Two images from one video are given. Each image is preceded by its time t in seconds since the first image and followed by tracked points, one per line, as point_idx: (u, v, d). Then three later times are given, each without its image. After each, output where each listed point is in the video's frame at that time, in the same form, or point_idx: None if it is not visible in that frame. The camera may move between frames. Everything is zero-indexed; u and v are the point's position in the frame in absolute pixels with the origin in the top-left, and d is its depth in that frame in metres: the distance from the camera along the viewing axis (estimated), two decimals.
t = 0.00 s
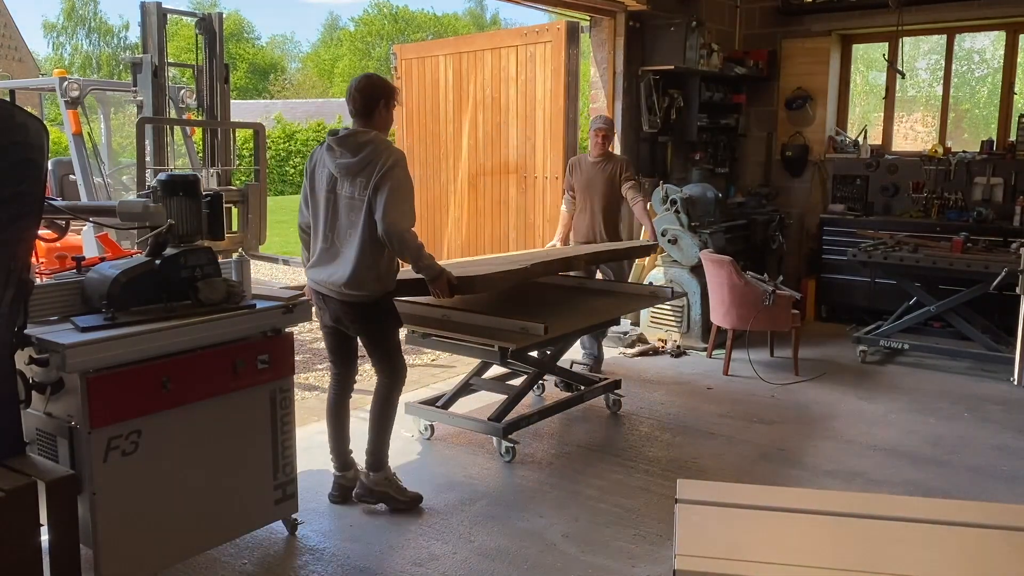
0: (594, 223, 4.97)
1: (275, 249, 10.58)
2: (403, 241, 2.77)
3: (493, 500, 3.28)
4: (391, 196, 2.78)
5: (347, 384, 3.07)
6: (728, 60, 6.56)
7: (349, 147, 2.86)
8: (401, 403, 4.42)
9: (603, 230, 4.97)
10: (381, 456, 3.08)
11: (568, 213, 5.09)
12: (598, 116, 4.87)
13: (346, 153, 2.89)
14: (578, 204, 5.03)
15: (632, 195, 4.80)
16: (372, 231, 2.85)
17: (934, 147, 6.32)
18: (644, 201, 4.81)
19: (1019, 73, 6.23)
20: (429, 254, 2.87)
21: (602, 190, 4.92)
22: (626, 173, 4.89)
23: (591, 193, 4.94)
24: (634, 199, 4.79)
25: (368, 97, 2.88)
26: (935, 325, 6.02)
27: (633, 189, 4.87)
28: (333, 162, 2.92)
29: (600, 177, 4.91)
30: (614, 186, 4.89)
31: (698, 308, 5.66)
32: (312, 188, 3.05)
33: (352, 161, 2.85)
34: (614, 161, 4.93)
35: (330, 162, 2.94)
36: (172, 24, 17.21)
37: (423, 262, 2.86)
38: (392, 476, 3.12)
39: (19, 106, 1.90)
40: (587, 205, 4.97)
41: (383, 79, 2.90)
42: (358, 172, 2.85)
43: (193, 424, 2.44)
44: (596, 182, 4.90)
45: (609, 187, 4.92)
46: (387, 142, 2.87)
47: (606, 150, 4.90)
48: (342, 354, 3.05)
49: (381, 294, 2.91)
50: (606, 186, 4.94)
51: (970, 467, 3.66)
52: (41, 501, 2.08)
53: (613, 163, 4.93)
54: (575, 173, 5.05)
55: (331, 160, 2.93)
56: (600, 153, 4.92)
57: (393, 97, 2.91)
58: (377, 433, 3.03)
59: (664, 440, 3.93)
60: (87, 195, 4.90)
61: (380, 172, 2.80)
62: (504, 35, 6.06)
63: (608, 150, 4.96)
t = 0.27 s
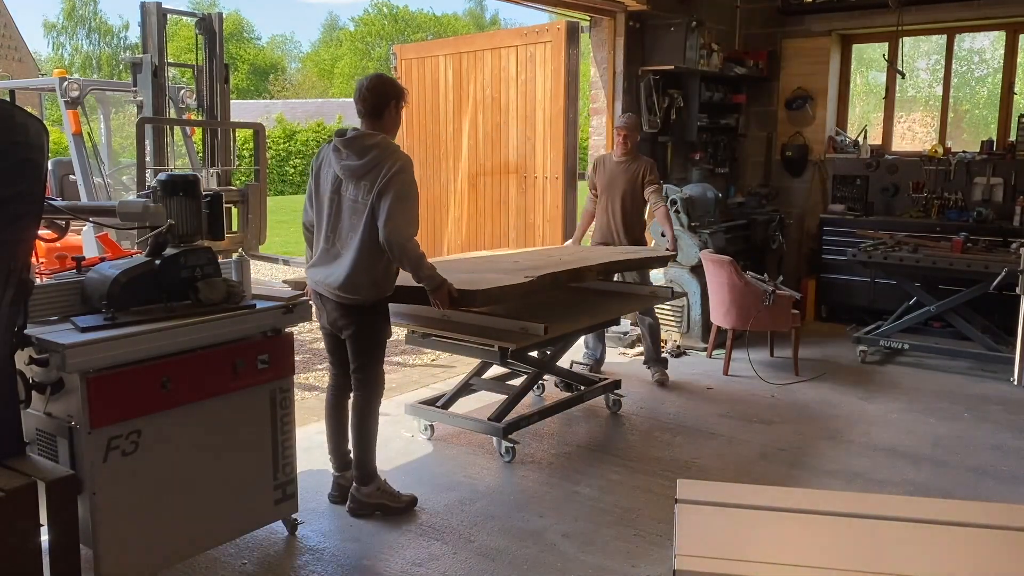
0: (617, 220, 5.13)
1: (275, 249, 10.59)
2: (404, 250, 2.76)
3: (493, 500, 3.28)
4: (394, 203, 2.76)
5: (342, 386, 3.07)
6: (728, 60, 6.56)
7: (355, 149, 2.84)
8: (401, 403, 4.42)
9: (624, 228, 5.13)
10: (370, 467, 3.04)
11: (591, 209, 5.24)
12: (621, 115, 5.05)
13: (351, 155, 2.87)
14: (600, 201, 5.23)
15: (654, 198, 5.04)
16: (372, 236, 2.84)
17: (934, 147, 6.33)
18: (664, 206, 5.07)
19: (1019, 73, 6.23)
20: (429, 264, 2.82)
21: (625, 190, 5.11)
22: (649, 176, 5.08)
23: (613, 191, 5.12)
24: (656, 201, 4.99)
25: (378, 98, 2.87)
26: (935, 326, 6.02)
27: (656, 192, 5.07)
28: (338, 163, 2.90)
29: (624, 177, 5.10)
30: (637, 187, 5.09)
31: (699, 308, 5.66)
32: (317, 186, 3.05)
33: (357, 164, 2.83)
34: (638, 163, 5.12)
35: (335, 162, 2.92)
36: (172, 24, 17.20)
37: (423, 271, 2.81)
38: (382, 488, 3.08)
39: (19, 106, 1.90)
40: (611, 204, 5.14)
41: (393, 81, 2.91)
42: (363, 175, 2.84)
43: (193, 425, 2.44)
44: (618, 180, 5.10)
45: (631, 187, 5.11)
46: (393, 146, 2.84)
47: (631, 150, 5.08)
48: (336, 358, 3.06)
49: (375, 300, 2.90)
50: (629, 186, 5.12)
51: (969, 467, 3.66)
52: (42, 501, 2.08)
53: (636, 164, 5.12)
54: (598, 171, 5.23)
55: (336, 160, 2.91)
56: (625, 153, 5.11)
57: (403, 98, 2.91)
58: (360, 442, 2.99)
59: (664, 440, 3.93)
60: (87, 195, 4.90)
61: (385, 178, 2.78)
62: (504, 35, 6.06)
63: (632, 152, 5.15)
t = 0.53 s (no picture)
0: (640, 227, 4.88)
1: (275, 249, 10.59)
2: (394, 258, 2.72)
3: (493, 500, 3.28)
4: (386, 208, 2.72)
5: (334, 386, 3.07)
6: (728, 60, 6.55)
7: (353, 152, 2.82)
8: (401, 403, 4.42)
9: (645, 235, 4.88)
10: (367, 469, 3.04)
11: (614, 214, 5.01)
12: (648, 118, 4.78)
13: (349, 157, 2.84)
14: (623, 205, 4.96)
15: (679, 207, 4.73)
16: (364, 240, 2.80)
17: (934, 147, 6.33)
18: (690, 216, 4.76)
19: (1019, 73, 6.23)
20: (418, 272, 2.76)
21: (647, 195, 4.83)
22: (675, 181, 4.80)
23: (636, 197, 4.86)
24: (680, 211, 4.71)
25: (379, 100, 2.84)
26: (935, 325, 6.02)
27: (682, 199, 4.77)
28: (336, 164, 2.88)
29: (648, 181, 4.83)
30: (662, 192, 4.81)
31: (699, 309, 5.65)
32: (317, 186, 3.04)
33: (353, 167, 2.81)
34: (664, 167, 4.83)
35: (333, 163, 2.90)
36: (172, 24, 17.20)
37: (415, 279, 2.76)
38: (382, 488, 3.09)
39: (20, 106, 1.90)
40: (633, 209, 4.89)
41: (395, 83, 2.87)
42: (359, 178, 2.81)
43: (193, 425, 2.44)
44: (641, 184, 4.83)
45: (654, 192, 4.84)
46: (390, 151, 2.80)
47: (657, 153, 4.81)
48: (330, 356, 3.07)
49: (363, 302, 2.87)
50: (653, 191, 4.84)
51: (970, 467, 3.66)
52: (42, 501, 2.08)
53: (662, 169, 4.83)
54: (623, 173, 4.98)
55: (335, 162, 2.89)
56: (650, 156, 4.84)
57: (403, 99, 2.88)
58: (354, 444, 2.99)
59: (664, 440, 3.93)
60: (87, 194, 4.90)
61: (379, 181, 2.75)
62: (504, 35, 6.06)
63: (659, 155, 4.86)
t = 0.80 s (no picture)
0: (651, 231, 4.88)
1: (275, 249, 10.59)
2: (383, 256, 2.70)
3: (493, 500, 3.28)
4: (376, 205, 2.72)
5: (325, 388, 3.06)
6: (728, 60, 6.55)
7: (344, 150, 2.82)
8: (401, 403, 4.42)
9: (656, 239, 4.87)
10: (365, 468, 3.04)
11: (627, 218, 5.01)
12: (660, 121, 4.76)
13: (340, 155, 2.84)
14: (635, 211, 4.95)
15: (691, 212, 4.72)
16: (353, 238, 2.79)
17: (934, 147, 6.33)
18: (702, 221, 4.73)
19: (1019, 73, 6.23)
20: (404, 278, 2.71)
21: (659, 200, 4.83)
22: (687, 186, 4.78)
23: (648, 201, 4.86)
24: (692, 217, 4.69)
25: (368, 101, 2.84)
26: (935, 325, 6.02)
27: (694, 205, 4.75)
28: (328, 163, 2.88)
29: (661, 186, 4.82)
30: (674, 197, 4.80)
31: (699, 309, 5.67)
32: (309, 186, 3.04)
33: (344, 165, 2.81)
34: (677, 172, 4.82)
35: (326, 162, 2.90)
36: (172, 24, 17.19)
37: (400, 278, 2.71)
38: (381, 487, 3.08)
39: (19, 106, 1.90)
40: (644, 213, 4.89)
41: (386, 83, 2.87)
42: (349, 176, 2.80)
43: (193, 425, 2.44)
44: (653, 189, 4.83)
45: (666, 196, 4.83)
46: (381, 149, 2.80)
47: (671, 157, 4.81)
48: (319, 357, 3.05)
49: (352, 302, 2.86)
50: (665, 195, 4.83)
51: (969, 467, 3.66)
52: (42, 501, 2.08)
53: (675, 173, 4.82)
54: (636, 178, 4.98)
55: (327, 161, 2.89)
56: (664, 160, 4.83)
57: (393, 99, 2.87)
58: (350, 444, 2.99)
59: (664, 440, 3.93)
60: (87, 194, 4.90)
61: (368, 177, 2.74)
62: (504, 35, 6.06)
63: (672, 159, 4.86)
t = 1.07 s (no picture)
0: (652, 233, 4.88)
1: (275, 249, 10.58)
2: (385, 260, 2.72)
3: (493, 500, 3.28)
4: (377, 205, 2.73)
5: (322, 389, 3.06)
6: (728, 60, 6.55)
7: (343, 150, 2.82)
8: (401, 403, 4.42)
9: (658, 240, 4.87)
10: (364, 468, 3.04)
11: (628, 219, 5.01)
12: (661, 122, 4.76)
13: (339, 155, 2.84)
14: (636, 211, 4.95)
15: (692, 213, 4.72)
16: (349, 238, 2.80)
17: (934, 147, 6.33)
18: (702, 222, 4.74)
19: (1019, 73, 6.23)
20: (405, 288, 2.72)
21: (660, 201, 4.83)
22: (687, 187, 4.78)
23: (650, 203, 4.86)
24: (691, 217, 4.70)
25: (357, 108, 2.85)
26: (935, 325, 6.02)
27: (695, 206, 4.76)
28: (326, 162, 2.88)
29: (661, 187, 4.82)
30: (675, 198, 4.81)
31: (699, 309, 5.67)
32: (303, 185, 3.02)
33: (342, 165, 2.80)
34: (677, 172, 4.83)
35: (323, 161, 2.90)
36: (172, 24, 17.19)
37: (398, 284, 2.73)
38: (381, 487, 3.09)
39: (19, 106, 1.90)
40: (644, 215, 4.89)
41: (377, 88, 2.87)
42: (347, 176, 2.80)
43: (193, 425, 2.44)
44: (654, 190, 4.83)
45: (667, 197, 4.83)
46: (378, 151, 2.81)
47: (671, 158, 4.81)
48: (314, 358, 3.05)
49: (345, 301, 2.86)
50: (666, 195, 4.83)
51: (969, 467, 3.66)
52: (42, 501, 2.08)
53: (675, 174, 4.82)
54: (636, 179, 4.98)
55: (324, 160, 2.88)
56: (665, 161, 4.83)
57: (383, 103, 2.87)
58: (349, 445, 2.99)
59: (664, 440, 3.93)
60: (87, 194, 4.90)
61: (368, 177, 2.75)
62: (504, 35, 6.06)
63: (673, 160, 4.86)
